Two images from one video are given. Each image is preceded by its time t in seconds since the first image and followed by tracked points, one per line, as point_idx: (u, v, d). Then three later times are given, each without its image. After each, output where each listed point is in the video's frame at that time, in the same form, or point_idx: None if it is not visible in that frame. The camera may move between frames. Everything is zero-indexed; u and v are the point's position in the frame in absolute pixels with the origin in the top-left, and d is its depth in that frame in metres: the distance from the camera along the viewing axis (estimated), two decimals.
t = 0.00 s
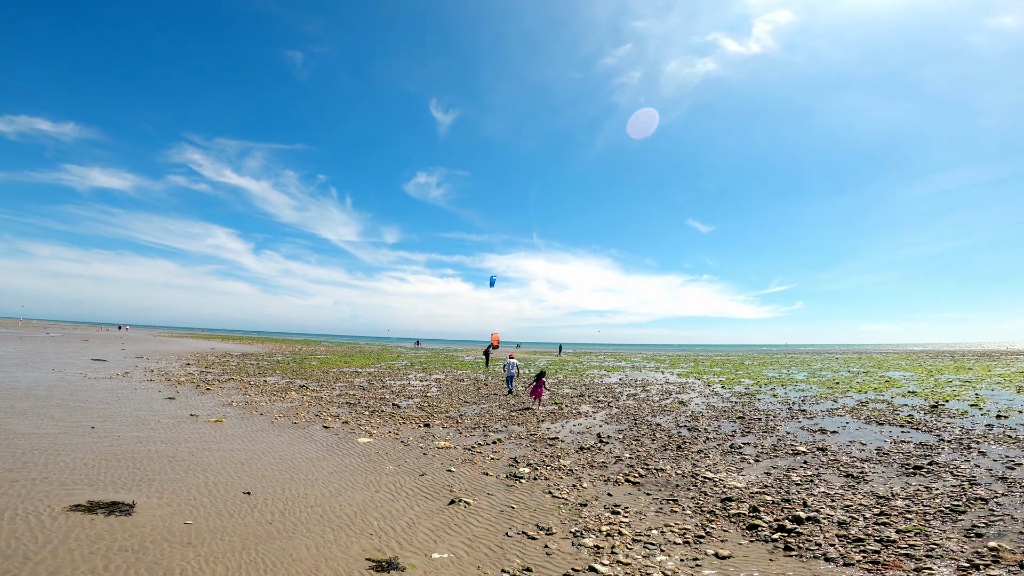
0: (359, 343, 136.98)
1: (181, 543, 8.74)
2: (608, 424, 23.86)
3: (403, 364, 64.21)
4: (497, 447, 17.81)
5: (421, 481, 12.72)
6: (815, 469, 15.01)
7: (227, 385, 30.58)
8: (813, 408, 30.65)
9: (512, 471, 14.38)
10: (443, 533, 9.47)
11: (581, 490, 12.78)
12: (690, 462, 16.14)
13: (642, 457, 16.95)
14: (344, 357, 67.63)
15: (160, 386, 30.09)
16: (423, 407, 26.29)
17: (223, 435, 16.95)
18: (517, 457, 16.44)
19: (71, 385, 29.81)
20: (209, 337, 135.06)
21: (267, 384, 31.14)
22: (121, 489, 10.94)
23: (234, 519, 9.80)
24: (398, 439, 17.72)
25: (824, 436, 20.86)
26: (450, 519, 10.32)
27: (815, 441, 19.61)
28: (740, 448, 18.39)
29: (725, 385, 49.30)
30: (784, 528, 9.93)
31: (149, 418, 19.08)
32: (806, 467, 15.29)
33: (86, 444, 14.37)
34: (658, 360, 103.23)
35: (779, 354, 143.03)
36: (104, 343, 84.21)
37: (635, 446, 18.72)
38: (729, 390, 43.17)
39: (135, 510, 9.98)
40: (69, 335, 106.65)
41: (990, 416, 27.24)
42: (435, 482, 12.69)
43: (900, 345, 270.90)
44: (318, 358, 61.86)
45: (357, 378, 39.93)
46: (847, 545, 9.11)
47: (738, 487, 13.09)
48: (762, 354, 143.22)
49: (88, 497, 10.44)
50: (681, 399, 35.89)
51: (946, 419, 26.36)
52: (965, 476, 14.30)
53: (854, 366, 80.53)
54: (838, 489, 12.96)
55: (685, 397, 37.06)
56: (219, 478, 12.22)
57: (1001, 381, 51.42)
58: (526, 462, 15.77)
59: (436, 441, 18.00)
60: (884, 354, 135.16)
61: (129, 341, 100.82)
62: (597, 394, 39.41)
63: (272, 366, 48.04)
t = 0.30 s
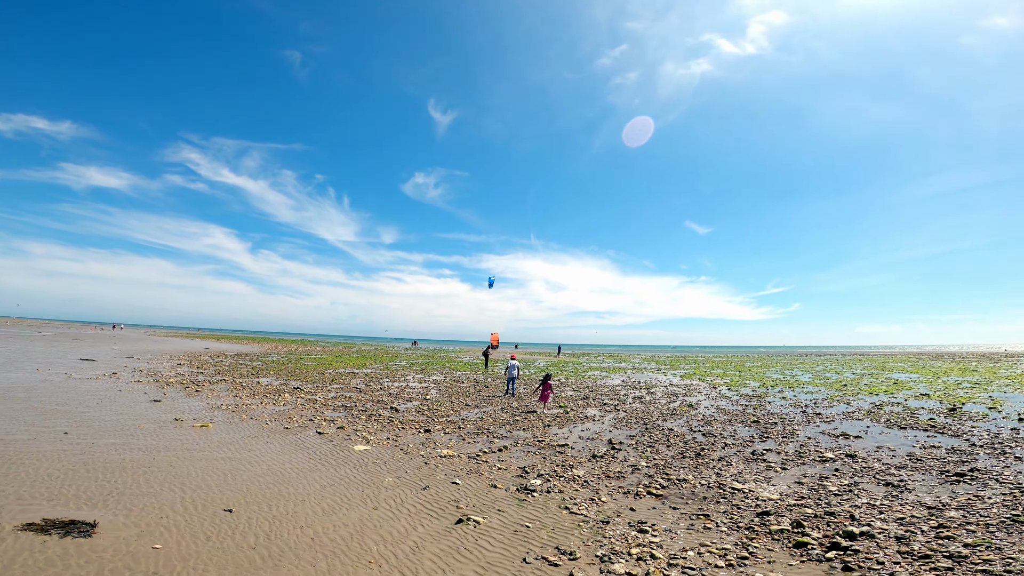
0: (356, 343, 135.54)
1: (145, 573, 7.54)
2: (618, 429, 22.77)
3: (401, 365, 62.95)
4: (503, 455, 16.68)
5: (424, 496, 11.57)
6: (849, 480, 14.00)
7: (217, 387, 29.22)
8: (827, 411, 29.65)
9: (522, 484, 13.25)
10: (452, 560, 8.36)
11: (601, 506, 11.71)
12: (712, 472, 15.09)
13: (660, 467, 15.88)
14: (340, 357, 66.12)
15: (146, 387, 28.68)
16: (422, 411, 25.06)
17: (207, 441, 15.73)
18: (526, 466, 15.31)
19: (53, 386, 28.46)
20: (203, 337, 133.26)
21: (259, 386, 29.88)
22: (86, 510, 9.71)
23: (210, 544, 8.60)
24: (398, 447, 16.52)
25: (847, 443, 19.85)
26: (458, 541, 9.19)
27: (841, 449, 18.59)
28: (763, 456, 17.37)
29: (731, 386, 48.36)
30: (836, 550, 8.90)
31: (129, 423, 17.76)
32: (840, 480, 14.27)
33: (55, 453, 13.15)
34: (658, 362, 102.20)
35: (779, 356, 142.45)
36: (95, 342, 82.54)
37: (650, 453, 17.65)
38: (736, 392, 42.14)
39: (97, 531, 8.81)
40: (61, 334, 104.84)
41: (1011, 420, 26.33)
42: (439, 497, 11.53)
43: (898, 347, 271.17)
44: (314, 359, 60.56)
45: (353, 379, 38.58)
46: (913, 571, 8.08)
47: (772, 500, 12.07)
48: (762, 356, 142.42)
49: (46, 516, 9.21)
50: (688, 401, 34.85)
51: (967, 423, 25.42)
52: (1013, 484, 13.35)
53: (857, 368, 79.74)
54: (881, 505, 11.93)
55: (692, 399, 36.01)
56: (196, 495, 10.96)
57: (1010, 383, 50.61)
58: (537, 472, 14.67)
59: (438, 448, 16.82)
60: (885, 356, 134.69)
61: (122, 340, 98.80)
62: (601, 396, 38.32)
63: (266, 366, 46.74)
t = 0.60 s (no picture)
0: (355, 342, 134.34)
1: None
2: (632, 431, 21.75)
3: (402, 364, 61.81)
4: (515, 461, 15.61)
5: (436, 509, 10.52)
6: (893, 488, 13.06)
7: (211, 387, 28.04)
8: (845, 412, 28.64)
9: (541, 493, 12.23)
10: None
11: (630, 517, 10.71)
12: (743, 479, 14.09)
13: (685, 472, 14.88)
14: (338, 356, 64.81)
15: (136, 388, 27.49)
16: (426, 412, 23.96)
17: (196, 445, 14.61)
18: (542, 473, 14.25)
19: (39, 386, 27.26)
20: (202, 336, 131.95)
21: (254, 386, 28.71)
22: (54, 530, 8.56)
23: (193, 568, 7.49)
24: (402, 451, 15.44)
25: (878, 445, 18.90)
26: (478, 561, 8.14)
27: (873, 453, 17.62)
28: (792, 460, 16.38)
29: (739, 386, 47.44)
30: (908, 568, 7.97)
31: (115, 427, 16.60)
32: (882, 487, 13.28)
33: (28, 460, 12.04)
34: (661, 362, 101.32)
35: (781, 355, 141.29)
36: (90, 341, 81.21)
37: (672, 458, 16.63)
38: (745, 392, 41.23)
39: (63, 550, 7.73)
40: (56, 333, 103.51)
41: None
42: (452, 510, 10.49)
43: (898, 347, 270.41)
44: (312, 358, 59.30)
45: (353, 379, 37.43)
46: None
47: (816, 511, 11.09)
48: (764, 355, 141.47)
49: (8, 536, 8.08)
50: (699, 402, 33.84)
51: (993, 423, 24.49)
52: None
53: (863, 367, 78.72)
54: (936, 517, 10.95)
55: (702, 399, 35.00)
56: (179, 512, 9.82)
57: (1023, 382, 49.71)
58: (554, 479, 13.64)
59: (445, 453, 15.76)
60: (888, 356, 133.64)
61: (119, 339, 94.90)
62: (608, 396, 37.28)
63: (263, 365, 45.65)
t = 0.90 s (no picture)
0: (353, 342, 132.96)
1: None
2: (647, 435, 20.72)
3: (401, 364, 60.59)
4: (528, 469, 14.57)
5: (448, 528, 9.46)
6: (941, 497, 12.08)
7: (203, 388, 26.82)
8: (863, 413, 27.70)
9: (561, 507, 11.21)
10: None
11: (664, 533, 9.72)
12: (776, 488, 13.10)
13: (711, 480, 13.89)
14: (336, 356, 63.45)
15: (125, 390, 26.25)
16: (429, 415, 22.84)
17: (183, 455, 13.47)
18: (559, 483, 13.21)
19: (23, 388, 26.01)
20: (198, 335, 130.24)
21: (249, 387, 27.52)
22: (13, 559, 7.45)
23: None
24: (407, 460, 14.35)
25: (909, 449, 17.95)
26: None
27: (906, 457, 16.66)
28: (824, 466, 15.39)
29: (747, 386, 46.45)
30: None
31: (96, 433, 15.41)
32: (928, 496, 12.33)
33: None
34: (663, 361, 100.36)
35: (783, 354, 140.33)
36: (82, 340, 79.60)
37: (695, 465, 15.63)
38: (755, 392, 40.28)
39: None
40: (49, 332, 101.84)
41: None
42: (467, 529, 9.44)
43: (897, 346, 270.35)
44: (310, 358, 58.03)
45: (351, 380, 36.26)
46: None
47: (866, 525, 10.13)
48: (766, 355, 140.64)
49: None
50: (710, 403, 32.84)
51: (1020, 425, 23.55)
52: None
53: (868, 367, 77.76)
54: (998, 527, 10.02)
55: (713, 400, 34.02)
56: (161, 534, 8.71)
57: None
58: (573, 490, 12.62)
59: (454, 461, 14.69)
60: (890, 355, 133.03)
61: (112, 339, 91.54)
62: (615, 397, 36.23)
63: (260, 366, 44.42)
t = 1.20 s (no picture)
0: (351, 341, 131.64)
1: None
2: (661, 437, 19.77)
3: (400, 364, 59.43)
4: (541, 475, 13.59)
5: (462, 546, 8.47)
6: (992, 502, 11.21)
7: (194, 388, 25.65)
8: (879, 413, 26.90)
9: (583, 518, 10.26)
10: None
11: (702, 548, 8.78)
12: (811, 494, 12.18)
13: (739, 486, 12.95)
14: (333, 355, 62.12)
15: (112, 390, 25.06)
16: (431, 417, 21.78)
17: (166, 462, 12.37)
18: (576, 491, 12.23)
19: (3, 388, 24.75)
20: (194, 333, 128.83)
21: (242, 387, 26.37)
22: None
23: None
24: (410, 466, 13.32)
25: (939, 451, 17.08)
26: None
27: (940, 460, 15.83)
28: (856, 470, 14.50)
29: (753, 385, 45.62)
30: None
31: (73, 437, 14.29)
32: (977, 500, 11.50)
33: None
34: (663, 360, 99.68)
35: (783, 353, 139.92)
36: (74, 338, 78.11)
37: (718, 469, 14.68)
38: (763, 391, 39.46)
39: None
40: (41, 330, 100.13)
41: None
42: (483, 547, 8.47)
43: (895, 345, 270.81)
44: (306, 357, 56.79)
45: (349, 380, 35.18)
46: None
47: (923, 539, 9.26)
48: (766, 354, 139.86)
49: None
50: (719, 402, 31.94)
51: None
52: None
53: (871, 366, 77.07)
54: None
55: (722, 400, 33.13)
56: (129, 558, 7.61)
57: None
58: (593, 499, 11.64)
59: (461, 467, 13.66)
60: (892, 355, 132.49)
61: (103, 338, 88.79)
62: (621, 397, 35.29)
63: (255, 365, 43.24)
